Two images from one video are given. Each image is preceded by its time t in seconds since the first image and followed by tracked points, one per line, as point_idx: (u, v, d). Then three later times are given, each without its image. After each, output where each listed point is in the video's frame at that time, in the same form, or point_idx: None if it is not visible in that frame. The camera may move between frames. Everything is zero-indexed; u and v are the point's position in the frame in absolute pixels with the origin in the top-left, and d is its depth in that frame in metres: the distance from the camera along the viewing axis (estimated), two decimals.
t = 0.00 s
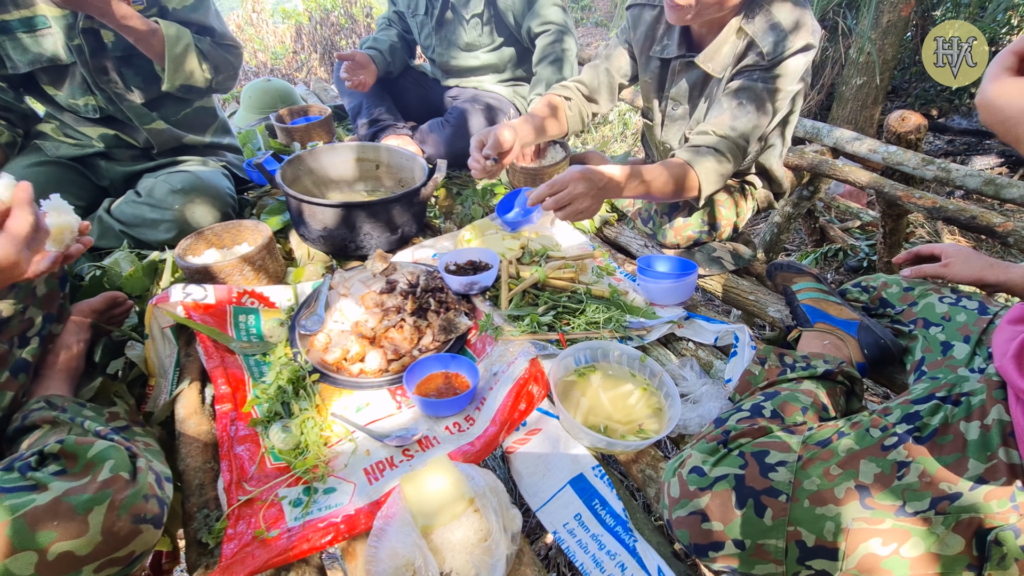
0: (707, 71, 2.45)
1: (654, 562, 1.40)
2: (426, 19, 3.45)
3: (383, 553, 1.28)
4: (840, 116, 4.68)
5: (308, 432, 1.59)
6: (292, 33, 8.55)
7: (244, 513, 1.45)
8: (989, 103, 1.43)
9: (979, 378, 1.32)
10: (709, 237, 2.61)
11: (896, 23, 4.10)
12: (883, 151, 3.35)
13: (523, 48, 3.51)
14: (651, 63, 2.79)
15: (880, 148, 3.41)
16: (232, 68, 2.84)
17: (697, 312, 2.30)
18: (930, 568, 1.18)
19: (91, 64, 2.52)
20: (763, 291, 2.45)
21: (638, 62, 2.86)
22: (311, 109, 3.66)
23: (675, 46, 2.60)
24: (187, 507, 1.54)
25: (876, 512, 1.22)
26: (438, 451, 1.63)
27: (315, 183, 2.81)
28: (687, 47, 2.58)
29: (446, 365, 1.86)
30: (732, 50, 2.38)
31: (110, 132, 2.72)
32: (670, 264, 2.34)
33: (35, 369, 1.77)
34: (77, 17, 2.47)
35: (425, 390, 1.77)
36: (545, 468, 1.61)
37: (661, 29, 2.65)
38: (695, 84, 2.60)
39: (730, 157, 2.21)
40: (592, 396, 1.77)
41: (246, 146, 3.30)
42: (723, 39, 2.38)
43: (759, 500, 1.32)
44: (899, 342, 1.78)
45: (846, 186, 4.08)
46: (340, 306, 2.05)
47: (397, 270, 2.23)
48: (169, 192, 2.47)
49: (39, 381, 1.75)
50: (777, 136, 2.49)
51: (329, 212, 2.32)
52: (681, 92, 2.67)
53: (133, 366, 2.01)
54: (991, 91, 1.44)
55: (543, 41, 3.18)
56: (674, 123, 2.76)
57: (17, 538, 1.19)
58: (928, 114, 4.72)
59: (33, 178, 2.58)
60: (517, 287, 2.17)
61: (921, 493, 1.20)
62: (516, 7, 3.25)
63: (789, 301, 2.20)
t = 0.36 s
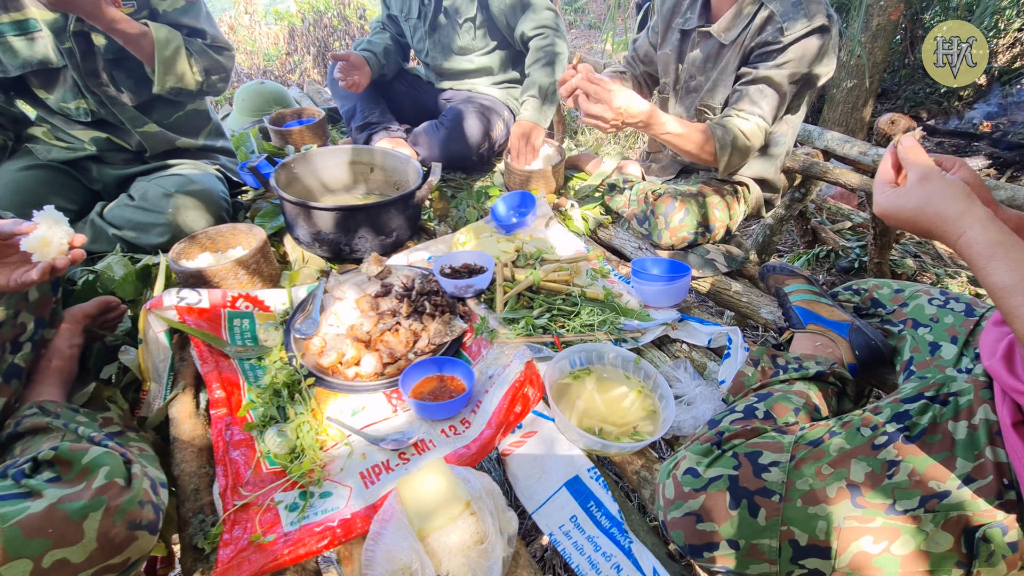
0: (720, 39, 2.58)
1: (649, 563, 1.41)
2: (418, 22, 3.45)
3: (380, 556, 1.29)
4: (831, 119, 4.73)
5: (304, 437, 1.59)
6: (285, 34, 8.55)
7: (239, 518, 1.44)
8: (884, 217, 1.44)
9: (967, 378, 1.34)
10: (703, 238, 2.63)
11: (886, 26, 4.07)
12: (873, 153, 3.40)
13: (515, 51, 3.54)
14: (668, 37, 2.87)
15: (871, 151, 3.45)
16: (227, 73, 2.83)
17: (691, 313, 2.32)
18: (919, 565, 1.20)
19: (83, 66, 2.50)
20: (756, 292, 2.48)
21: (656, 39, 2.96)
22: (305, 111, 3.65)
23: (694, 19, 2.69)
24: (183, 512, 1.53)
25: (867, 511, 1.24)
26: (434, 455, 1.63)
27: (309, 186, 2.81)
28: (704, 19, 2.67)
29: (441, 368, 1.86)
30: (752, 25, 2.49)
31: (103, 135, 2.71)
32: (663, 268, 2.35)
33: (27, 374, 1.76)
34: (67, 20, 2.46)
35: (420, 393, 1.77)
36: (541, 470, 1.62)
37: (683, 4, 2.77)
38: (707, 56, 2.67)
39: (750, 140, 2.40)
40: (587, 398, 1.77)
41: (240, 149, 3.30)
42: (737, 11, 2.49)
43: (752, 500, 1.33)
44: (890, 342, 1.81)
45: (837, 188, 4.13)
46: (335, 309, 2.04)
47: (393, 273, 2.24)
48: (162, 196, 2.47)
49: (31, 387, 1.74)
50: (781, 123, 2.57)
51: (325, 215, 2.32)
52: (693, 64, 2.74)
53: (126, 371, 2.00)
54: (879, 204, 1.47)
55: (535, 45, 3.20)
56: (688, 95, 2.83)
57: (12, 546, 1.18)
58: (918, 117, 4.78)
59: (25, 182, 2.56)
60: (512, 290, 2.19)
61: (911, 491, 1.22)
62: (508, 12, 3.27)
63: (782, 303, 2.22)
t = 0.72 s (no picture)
0: (734, 22, 2.66)
1: (645, 563, 1.42)
2: (414, 25, 3.46)
3: (377, 559, 1.31)
4: (825, 121, 4.78)
5: (301, 439, 1.60)
6: (281, 37, 8.56)
7: (236, 521, 1.45)
8: (877, 225, 1.39)
9: (957, 378, 1.36)
10: (698, 240, 2.65)
11: (878, 30, 4.20)
12: (865, 156, 3.47)
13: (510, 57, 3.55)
14: (688, 31, 3.00)
15: (863, 153, 3.54)
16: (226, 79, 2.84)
17: (686, 315, 2.34)
18: (910, 564, 1.22)
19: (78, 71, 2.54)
20: (750, 293, 2.49)
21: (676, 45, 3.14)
22: (301, 114, 3.65)
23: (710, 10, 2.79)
24: (179, 516, 1.53)
25: (859, 511, 1.25)
26: (431, 457, 1.64)
27: (306, 190, 2.81)
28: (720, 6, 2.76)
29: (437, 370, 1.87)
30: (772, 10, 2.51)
31: (98, 139, 2.69)
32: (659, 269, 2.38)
33: (22, 378, 1.76)
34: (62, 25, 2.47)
35: (417, 395, 1.78)
36: (537, 472, 1.63)
37: None
38: (723, 41, 2.74)
39: (780, 116, 2.39)
40: (583, 400, 1.79)
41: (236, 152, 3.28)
42: None
43: (746, 501, 1.34)
44: (882, 344, 1.83)
45: (830, 190, 4.16)
46: (331, 313, 2.04)
47: (389, 276, 2.25)
48: (158, 199, 2.46)
49: (26, 392, 1.74)
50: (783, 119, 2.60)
51: (322, 218, 2.33)
52: (710, 52, 2.81)
53: (122, 375, 2.00)
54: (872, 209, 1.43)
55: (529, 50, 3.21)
56: (704, 81, 2.86)
57: (8, 552, 1.18)
58: (910, 119, 4.83)
59: (18, 185, 2.56)
60: (508, 293, 2.20)
61: (903, 491, 1.24)
62: (503, 17, 3.28)
63: (775, 304, 2.24)
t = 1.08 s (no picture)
0: (738, 21, 2.68)
1: (646, 565, 1.42)
2: (412, 26, 3.46)
3: (378, 561, 1.30)
4: (823, 123, 4.79)
5: (301, 441, 1.60)
6: (279, 38, 8.56)
7: (236, 523, 1.44)
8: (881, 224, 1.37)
9: (957, 380, 1.36)
10: (698, 241, 2.65)
11: (875, 33, 4.22)
12: (864, 158, 3.49)
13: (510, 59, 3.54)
14: (693, 32, 3.04)
15: (861, 155, 3.56)
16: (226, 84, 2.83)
17: (686, 317, 2.34)
18: (912, 566, 1.22)
19: (73, 75, 2.53)
20: (750, 295, 2.49)
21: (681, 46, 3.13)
22: (300, 116, 3.65)
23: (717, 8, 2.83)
24: (178, 519, 1.53)
25: (861, 513, 1.25)
26: (432, 459, 1.64)
27: (307, 192, 2.82)
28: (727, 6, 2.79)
29: (438, 372, 1.86)
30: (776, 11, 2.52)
31: (96, 140, 2.72)
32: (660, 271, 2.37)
33: (20, 380, 1.75)
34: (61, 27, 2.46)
35: (418, 396, 1.77)
36: (538, 473, 1.62)
37: None
38: (729, 40, 2.74)
39: (789, 109, 2.37)
40: (584, 401, 1.79)
41: (234, 154, 3.27)
42: None
43: (747, 502, 1.34)
44: (881, 345, 1.84)
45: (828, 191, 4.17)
46: (331, 314, 2.06)
47: (389, 277, 2.25)
48: (158, 201, 2.47)
49: (23, 394, 1.73)
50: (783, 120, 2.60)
51: (322, 219, 2.33)
52: (716, 52, 2.82)
53: (120, 377, 1.99)
54: (875, 210, 1.41)
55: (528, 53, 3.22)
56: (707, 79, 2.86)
57: (9, 556, 1.17)
58: (908, 121, 4.85)
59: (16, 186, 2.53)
60: (509, 294, 2.19)
61: (904, 494, 1.24)
62: (500, 19, 3.27)
63: (775, 306, 2.24)
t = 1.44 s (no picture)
0: (737, 20, 2.67)
1: (656, 568, 1.40)
2: (414, 24, 3.44)
3: (384, 565, 1.28)
4: (824, 122, 4.78)
5: (304, 443, 1.58)
6: (278, 37, 8.53)
7: (239, 527, 1.41)
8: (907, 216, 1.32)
9: (971, 380, 1.33)
10: (703, 240, 2.63)
11: (876, 32, 4.21)
12: (867, 157, 3.49)
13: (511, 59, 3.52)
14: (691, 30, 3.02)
15: (865, 154, 3.55)
16: (227, 83, 2.81)
17: (691, 317, 2.31)
18: (928, 569, 1.20)
19: (74, 72, 2.49)
20: (756, 295, 2.47)
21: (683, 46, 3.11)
22: (301, 114, 3.62)
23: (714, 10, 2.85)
24: (179, 522, 1.50)
25: (875, 515, 1.23)
26: (437, 460, 1.61)
27: (308, 190, 2.79)
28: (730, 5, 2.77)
29: (442, 373, 1.84)
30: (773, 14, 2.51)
31: (95, 138, 2.69)
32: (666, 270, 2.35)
33: (17, 381, 1.73)
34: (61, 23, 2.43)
35: (421, 398, 1.75)
36: (545, 475, 1.60)
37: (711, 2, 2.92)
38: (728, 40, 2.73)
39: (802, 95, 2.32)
40: (590, 402, 1.77)
41: (234, 152, 3.24)
42: None
43: (760, 505, 1.32)
44: (890, 344, 1.81)
45: (830, 191, 4.16)
46: (333, 314, 2.02)
47: (392, 276, 2.22)
48: (158, 200, 2.44)
49: (22, 395, 1.70)
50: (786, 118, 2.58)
51: (324, 219, 2.31)
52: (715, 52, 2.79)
53: (120, 377, 1.96)
54: (897, 202, 1.37)
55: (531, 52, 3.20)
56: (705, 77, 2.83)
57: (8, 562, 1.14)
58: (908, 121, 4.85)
59: (13, 184, 2.49)
60: (513, 293, 2.17)
61: (919, 495, 1.22)
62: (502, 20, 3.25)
63: (782, 305, 2.22)
